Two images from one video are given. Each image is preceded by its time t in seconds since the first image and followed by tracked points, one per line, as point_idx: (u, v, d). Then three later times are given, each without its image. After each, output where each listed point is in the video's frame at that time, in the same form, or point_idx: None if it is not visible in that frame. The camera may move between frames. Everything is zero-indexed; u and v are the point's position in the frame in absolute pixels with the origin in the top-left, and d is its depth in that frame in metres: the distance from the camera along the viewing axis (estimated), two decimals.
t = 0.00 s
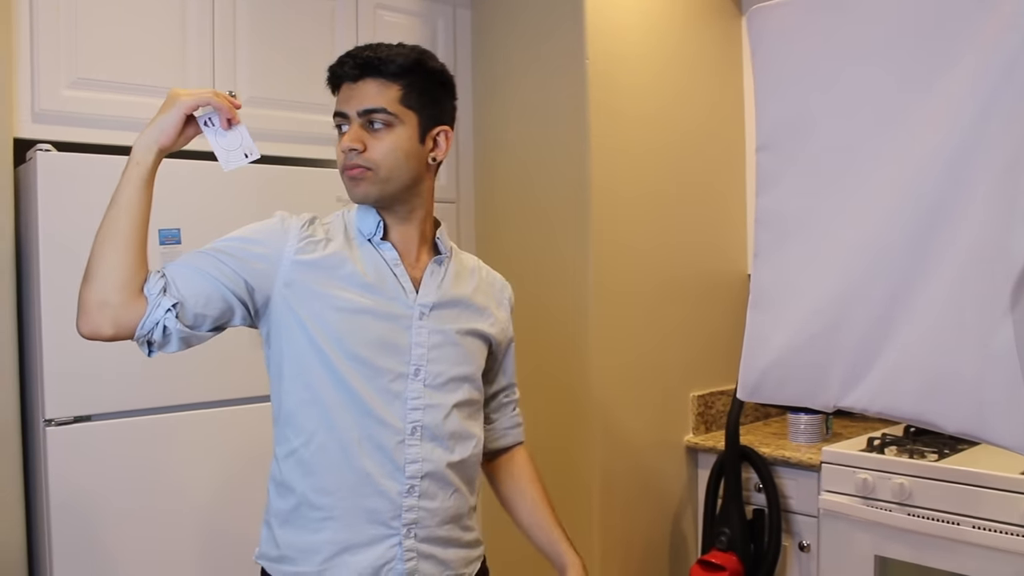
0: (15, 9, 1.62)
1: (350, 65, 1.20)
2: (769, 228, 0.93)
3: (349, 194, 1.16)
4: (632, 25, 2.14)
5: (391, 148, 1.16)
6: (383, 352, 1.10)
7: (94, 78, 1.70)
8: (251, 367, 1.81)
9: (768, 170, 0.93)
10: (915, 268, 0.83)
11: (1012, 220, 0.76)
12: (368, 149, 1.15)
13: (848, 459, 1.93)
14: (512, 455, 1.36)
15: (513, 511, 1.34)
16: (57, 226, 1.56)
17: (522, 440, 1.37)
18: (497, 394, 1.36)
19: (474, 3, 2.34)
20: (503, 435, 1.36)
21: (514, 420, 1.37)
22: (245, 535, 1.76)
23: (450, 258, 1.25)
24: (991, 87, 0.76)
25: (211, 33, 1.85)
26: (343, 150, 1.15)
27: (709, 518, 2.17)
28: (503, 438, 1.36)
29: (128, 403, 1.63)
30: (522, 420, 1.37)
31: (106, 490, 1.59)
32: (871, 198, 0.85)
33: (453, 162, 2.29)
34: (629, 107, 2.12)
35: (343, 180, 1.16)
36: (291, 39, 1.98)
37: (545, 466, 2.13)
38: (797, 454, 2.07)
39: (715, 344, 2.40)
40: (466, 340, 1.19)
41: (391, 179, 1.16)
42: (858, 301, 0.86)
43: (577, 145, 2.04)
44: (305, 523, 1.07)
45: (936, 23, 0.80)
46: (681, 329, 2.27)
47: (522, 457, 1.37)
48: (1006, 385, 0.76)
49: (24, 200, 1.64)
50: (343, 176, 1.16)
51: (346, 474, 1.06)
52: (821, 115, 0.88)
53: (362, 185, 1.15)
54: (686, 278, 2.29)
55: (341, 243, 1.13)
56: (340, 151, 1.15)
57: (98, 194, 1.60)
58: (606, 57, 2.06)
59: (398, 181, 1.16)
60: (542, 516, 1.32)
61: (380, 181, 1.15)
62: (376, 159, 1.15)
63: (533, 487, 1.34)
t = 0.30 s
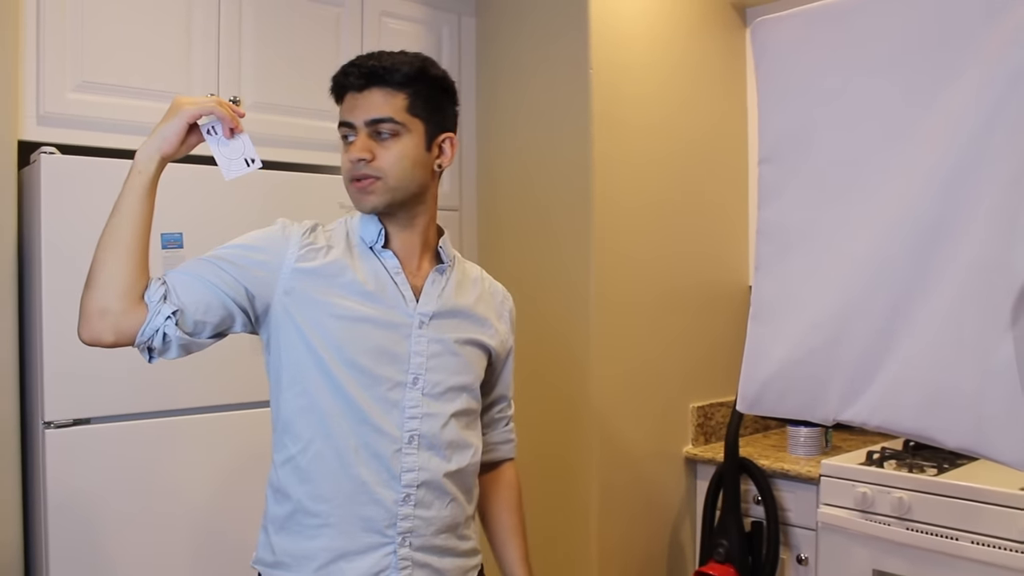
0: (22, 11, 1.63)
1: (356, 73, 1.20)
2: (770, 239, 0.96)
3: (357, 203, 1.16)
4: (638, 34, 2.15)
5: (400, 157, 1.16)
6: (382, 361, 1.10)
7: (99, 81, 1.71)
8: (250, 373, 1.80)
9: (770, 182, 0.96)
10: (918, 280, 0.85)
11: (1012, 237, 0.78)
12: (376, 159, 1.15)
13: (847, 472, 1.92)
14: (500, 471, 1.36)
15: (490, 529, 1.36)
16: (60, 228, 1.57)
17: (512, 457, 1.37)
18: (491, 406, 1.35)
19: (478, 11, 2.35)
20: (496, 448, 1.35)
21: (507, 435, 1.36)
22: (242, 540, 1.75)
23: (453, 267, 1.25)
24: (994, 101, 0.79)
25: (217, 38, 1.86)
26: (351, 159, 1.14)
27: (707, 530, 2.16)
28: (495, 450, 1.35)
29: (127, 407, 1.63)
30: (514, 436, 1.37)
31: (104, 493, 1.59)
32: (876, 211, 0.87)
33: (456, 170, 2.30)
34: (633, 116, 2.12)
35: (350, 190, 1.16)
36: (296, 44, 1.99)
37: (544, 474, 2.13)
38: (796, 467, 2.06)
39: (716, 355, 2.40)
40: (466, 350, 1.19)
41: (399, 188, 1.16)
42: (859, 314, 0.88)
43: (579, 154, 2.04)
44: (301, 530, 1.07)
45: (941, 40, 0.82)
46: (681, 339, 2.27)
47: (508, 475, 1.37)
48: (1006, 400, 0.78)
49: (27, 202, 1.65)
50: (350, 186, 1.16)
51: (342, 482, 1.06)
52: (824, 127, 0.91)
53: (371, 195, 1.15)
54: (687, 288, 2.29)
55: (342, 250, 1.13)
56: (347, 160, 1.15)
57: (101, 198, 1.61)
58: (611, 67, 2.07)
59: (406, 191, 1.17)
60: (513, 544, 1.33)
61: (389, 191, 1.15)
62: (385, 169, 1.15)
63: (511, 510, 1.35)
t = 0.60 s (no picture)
0: (24, 15, 1.63)
1: (433, 72, 1.20)
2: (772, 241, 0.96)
3: (401, 200, 1.15)
4: (640, 36, 2.15)
5: (452, 168, 1.19)
6: (380, 364, 1.10)
7: (101, 85, 1.71)
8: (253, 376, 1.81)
9: (772, 184, 0.97)
10: (921, 281, 0.84)
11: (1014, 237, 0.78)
12: (439, 165, 1.17)
13: (851, 474, 1.92)
14: (504, 469, 1.37)
15: (494, 526, 1.36)
16: (63, 232, 1.57)
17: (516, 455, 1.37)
18: (491, 405, 1.35)
19: (480, 14, 2.35)
20: (497, 447, 1.35)
21: (509, 432, 1.36)
22: (245, 543, 1.75)
23: (449, 268, 1.24)
24: (997, 102, 0.79)
25: (219, 41, 1.86)
26: (416, 158, 1.15)
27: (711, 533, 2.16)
28: (497, 450, 1.35)
29: (131, 410, 1.63)
30: (516, 433, 1.36)
31: (108, 496, 1.59)
32: (878, 212, 0.87)
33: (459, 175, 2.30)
34: (635, 118, 2.12)
35: (401, 184, 1.15)
36: (298, 47, 1.99)
37: (546, 477, 2.14)
38: (799, 468, 2.06)
39: (718, 356, 2.40)
40: (464, 351, 1.19)
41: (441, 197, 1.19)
42: (862, 315, 0.88)
43: (580, 157, 2.04)
44: (302, 534, 1.07)
45: (943, 41, 0.82)
46: (683, 340, 2.27)
47: (513, 472, 1.37)
48: (1009, 401, 0.78)
49: (30, 205, 1.65)
50: (402, 179, 1.15)
51: (341, 486, 1.06)
52: (826, 129, 0.91)
53: (427, 196, 1.16)
54: (688, 290, 2.29)
55: (338, 254, 1.14)
56: (410, 155, 1.15)
57: (104, 201, 1.61)
58: (612, 70, 2.07)
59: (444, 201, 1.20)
60: (517, 540, 1.34)
61: (440, 196, 1.18)
62: (442, 174, 1.18)
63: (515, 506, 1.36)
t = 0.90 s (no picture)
0: (27, 12, 1.63)
1: (452, 70, 1.22)
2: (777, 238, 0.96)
3: (410, 195, 1.15)
4: (641, 34, 2.15)
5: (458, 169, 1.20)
6: (377, 360, 1.10)
7: (104, 82, 1.71)
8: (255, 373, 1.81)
9: (776, 182, 0.96)
10: (925, 279, 0.84)
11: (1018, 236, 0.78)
12: (449, 164, 1.18)
13: (854, 472, 1.92)
14: (513, 461, 1.37)
15: (507, 519, 1.35)
16: (66, 229, 1.57)
17: (525, 448, 1.37)
18: (496, 401, 1.35)
19: (482, 11, 2.35)
20: (503, 442, 1.35)
21: (516, 426, 1.36)
22: (247, 541, 1.76)
23: (448, 262, 1.24)
24: (1001, 100, 0.79)
25: (221, 39, 1.86)
26: (430, 154, 1.15)
27: (713, 531, 2.16)
28: (503, 445, 1.35)
29: (134, 408, 1.64)
30: (523, 427, 1.36)
31: (110, 494, 1.59)
32: (882, 210, 0.87)
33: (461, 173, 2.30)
34: (636, 115, 2.12)
35: (409, 178, 1.15)
36: (301, 45, 1.99)
37: (547, 475, 2.14)
38: (801, 466, 2.06)
39: (720, 354, 2.40)
40: (465, 347, 1.18)
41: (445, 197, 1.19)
42: (865, 313, 0.88)
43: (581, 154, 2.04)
44: (301, 530, 1.07)
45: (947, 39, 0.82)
46: (683, 338, 2.26)
47: (523, 463, 1.37)
48: (1013, 399, 0.78)
49: (33, 204, 1.65)
50: (411, 174, 1.15)
51: (340, 481, 1.06)
52: (831, 126, 0.91)
53: (433, 193, 1.16)
54: (690, 287, 2.29)
55: (335, 250, 1.14)
56: (422, 151, 1.15)
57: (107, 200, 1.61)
58: (614, 67, 2.06)
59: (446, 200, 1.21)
60: (531, 530, 1.32)
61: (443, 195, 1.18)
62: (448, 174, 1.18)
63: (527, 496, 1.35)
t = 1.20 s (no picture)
0: (26, 17, 1.63)
1: (460, 77, 1.21)
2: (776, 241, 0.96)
3: (414, 203, 1.15)
4: (640, 35, 2.15)
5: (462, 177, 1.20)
6: (379, 361, 1.09)
7: (103, 87, 1.71)
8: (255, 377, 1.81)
9: (775, 185, 0.96)
10: (924, 281, 0.84)
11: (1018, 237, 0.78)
12: (453, 172, 1.17)
13: (855, 474, 1.92)
14: (506, 469, 1.36)
15: (497, 525, 1.36)
16: (65, 234, 1.57)
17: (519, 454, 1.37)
18: (494, 407, 1.35)
19: (481, 14, 2.35)
20: (500, 446, 1.36)
21: (511, 432, 1.36)
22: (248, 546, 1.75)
23: (450, 266, 1.24)
24: (1000, 100, 0.79)
25: (220, 43, 1.86)
26: (434, 162, 1.15)
27: (714, 534, 2.16)
28: (500, 449, 1.36)
29: (134, 413, 1.63)
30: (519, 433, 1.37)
31: (110, 499, 1.59)
32: (881, 213, 0.87)
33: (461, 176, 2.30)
34: (636, 117, 2.12)
35: (413, 185, 1.15)
36: (300, 49, 1.99)
37: (547, 475, 2.14)
38: (802, 468, 2.06)
39: (721, 357, 2.40)
40: (465, 351, 1.18)
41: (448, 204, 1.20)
42: (865, 315, 0.88)
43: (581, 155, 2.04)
44: (298, 529, 1.07)
45: (946, 39, 0.82)
46: (683, 339, 2.26)
47: (514, 470, 1.37)
48: (1014, 401, 0.77)
49: (33, 209, 1.65)
50: (415, 181, 1.14)
51: (339, 481, 1.06)
52: (830, 128, 0.90)
53: (435, 201, 1.16)
54: (690, 289, 2.29)
55: (338, 250, 1.13)
56: (427, 158, 1.15)
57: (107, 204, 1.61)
58: (613, 69, 2.06)
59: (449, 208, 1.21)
60: (519, 536, 1.33)
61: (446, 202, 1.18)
62: (451, 182, 1.18)
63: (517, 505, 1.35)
